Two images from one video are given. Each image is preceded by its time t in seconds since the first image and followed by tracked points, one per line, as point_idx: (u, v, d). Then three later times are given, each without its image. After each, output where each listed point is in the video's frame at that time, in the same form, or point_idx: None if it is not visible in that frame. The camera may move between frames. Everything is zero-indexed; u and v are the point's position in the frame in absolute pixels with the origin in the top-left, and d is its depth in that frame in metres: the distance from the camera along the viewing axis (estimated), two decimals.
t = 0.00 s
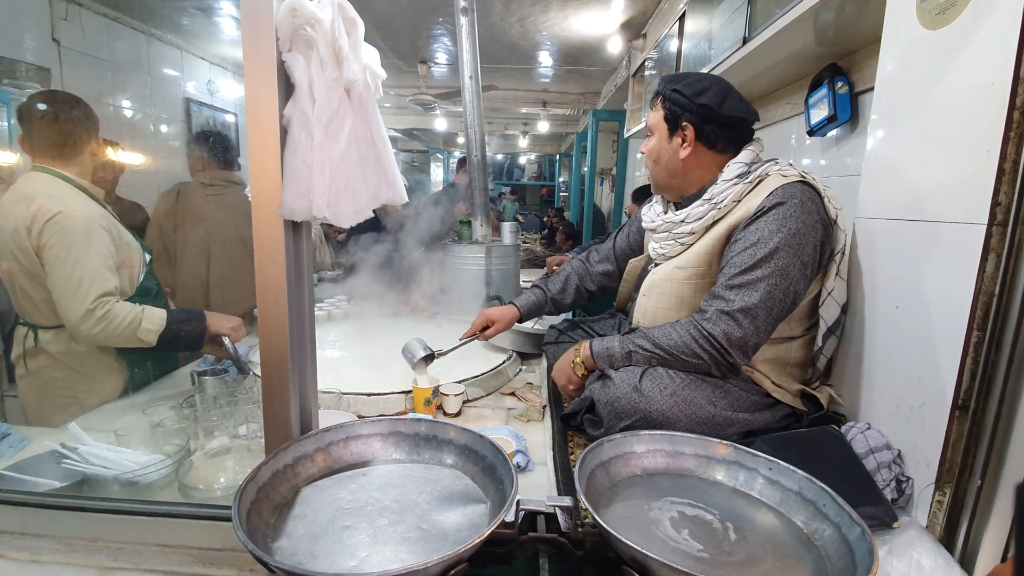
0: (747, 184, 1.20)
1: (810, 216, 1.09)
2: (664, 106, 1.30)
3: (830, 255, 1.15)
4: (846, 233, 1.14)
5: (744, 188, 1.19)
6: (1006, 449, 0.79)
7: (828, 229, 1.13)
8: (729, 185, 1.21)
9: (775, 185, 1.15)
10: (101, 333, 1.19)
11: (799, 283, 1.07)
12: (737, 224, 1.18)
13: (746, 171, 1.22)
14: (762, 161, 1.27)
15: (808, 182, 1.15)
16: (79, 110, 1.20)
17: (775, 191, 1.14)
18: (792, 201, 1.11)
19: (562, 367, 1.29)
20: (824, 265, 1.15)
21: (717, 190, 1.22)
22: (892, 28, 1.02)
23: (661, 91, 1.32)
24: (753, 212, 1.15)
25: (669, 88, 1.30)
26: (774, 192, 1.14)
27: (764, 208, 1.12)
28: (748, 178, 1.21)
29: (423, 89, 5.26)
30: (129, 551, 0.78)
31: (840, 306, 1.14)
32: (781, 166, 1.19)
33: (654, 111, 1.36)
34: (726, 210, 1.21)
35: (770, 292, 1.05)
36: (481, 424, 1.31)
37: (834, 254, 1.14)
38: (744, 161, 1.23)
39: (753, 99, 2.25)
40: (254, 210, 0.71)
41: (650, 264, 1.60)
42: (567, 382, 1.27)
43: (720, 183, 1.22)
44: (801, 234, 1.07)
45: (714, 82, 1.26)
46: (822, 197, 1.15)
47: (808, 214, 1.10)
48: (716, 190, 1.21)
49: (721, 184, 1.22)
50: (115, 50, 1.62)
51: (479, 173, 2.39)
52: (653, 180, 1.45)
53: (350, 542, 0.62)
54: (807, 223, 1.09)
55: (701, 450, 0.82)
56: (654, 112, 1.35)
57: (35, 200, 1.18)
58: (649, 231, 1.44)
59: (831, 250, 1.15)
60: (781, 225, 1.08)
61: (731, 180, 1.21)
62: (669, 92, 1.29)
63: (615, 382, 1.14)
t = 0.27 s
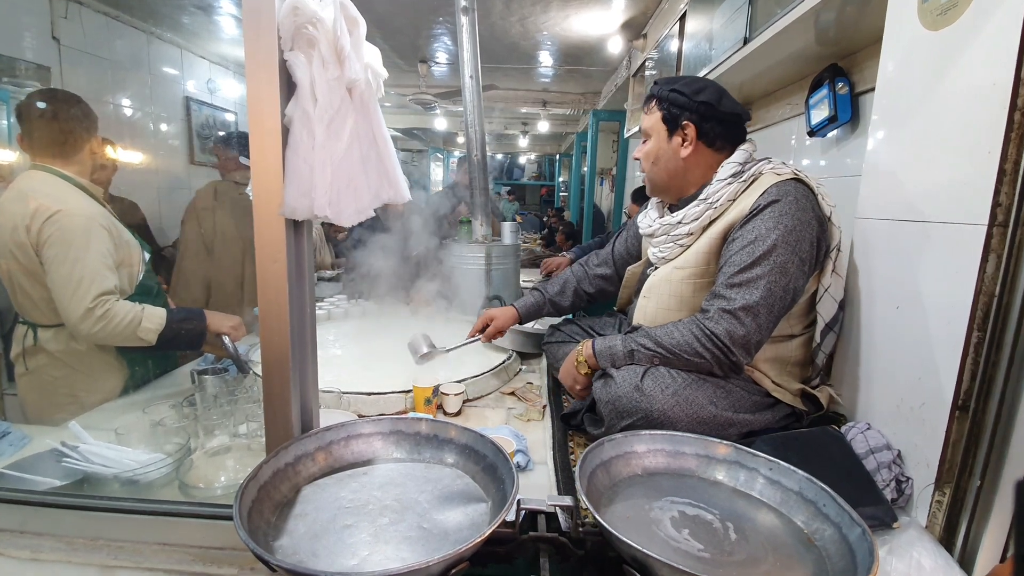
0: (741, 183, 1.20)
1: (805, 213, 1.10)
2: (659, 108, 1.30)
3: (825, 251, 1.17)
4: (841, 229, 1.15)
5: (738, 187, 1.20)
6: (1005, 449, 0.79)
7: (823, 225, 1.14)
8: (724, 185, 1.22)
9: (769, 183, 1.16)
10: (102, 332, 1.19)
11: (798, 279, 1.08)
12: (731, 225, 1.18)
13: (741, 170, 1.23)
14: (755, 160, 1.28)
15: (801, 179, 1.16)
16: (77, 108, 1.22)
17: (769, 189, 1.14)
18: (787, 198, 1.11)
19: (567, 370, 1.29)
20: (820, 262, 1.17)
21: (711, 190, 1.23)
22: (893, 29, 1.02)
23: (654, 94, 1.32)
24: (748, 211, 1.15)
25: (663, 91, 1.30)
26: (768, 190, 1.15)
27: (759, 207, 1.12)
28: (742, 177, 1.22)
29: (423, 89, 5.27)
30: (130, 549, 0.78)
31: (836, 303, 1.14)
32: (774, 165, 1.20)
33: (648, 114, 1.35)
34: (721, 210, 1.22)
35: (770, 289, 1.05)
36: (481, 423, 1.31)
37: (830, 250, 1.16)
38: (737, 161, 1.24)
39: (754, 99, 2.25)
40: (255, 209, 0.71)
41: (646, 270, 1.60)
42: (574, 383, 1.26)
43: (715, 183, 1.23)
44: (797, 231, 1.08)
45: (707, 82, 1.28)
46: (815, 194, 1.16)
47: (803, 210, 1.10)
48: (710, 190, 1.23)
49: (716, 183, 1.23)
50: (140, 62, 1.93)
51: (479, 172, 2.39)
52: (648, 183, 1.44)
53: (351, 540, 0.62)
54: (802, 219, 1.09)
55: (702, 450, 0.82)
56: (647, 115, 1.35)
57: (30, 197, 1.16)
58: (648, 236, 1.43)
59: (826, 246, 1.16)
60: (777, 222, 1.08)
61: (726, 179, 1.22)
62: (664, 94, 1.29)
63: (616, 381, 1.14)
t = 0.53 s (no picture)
0: (729, 183, 1.21)
1: (792, 209, 1.10)
2: (645, 116, 1.29)
3: (816, 247, 1.17)
4: (829, 223, 1.16)
5: (725, 187, 1.21)
6: (1006, 449, 0.79)
7: (811, 221, 1.14)
8: (711, 185, 1.22)
9: (755, 181, 1.16)
10: (101, 331, 1.19)
11: (789, 275, 1.07)
12: (720, 225, 1.18)
13: (728, 169, 1.24)
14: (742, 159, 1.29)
15: (788, 176, 1.16)
16: (77, 107, 1.21)
17: (756, 186, 1.14)
18: (773, 195, 1.11)
19: (568, 372, 1.29)
20: (811, 258, 1.17)
21: (699, 191, 1.24)
22: (895, 28, 1.02)
23: (636, 103, 1.31)
24: (736, 210, 1.15)
25: (646, 99, 1.29)
26: (755, 188, 1.15)
27: (746, 205, 1.12)
28: (729, 177, 1.22)
29: (423, 88, 5.27)
30: (129, 548, 0.77)
31: (830, 296, 1.17)
32: (760, 164, 1.20)
33: (631, 124, 1.34)
34: (710, 210, 1.23)
35: (762, 286, 1.05)
36: (481, 422, 1.31)
37: (820, 245, 1.17)
38: (724, 161, 1.25)
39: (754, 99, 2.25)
40: (255, 207, 0.71)
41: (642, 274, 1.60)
42: (576, 385, 1.26)
43: (703, 184, 1.23)
44: (785, 227, 1.07)
45: (686, 85, 1.28)
46: (802, 190, 1.16)
47: (790, 207, 1.10)
48: (698, 191, 1.23)
49: (703, 185, 1.23)
50: (140, 61, 1.95)
51: (479, 172, 2.39)
52: (639, 192, 1.43)
53: (351, 540, 0.62)
54: (790, 216, 1.09)
55: (702, 450, 0.82)
56: (630, 126, 1.34)
57: (29, 195, 1.15)
58: (638, 242, 1.43)
59: (816, 241, 1.17)
60: (765, 220, 1.08)
61: (713, 180, 1.23)
62: (647, 103, 1.28)
63: (615, 381, 1.14)
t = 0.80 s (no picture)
0: (715, 183, 1.21)
1: (779, 205, 1.10)
2: (628, 123, 1.29)
3: (804, 242, 1.17)
4: (816, 218, 1.16)
5: (713, 186, 1.21)
6: (1001, 451, 0.79)
7: (799, 216, 1.15)
8: (699, 185, 1.22)
9: (742, 180, 1.16)
10: (98, 330, 1.19)
11: (780, 271, 1.08)
12: (710, 224, 1.18)
13: (715, 169, 1.24)
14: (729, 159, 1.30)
15: (773, 173, 1.17)
16: (75, 106, 1.21)
17: (744, 184, 1.15)
18: (760, 192, 1.11)
19: (565, 373, 1.28)
20: (800, 253, 1.18)
21: (687, 191, 1.23)
22: (893, 28, 1.02)
23: (619, 110, 1.30)
24: (725, 208, 1.15)
25: (629, 106, 1.28)
26: (742, 186, 1.15)
27: (735, 203, 1.13)
28: (716, 176, 1.22)
29: (423, 87, 5.27)
30: (125, 548, 0.77)
31: (819, 292, 1.17)
32: (746, 163, 1.21)
33: (614, 131, 1.34)
34: (698, 210, 1.23)
35: (754, 283, 1.05)
36: (479, 422, 1.31)
37: (810, 240, 1.16)
38: (710, 161, 1.25)
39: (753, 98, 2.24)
40: (251, 208, 0.70)
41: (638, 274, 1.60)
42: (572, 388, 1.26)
43: (690, 184, 1.23)
44: (774, 224, 1.08)
45: (667, 89, 1.28)
46: (789, 186, 1.16)
47: (777, 203, 1.10)
48: (686, 192, 1.23)
49: (691, 185, 1.23)
50: (138, 59, 1.96)
51: (479, 171, 2.39)
52: (628, 197, 1.43)
53: (347, 540, 0.62)
54: (777, 212, 1.09)
55: (699, 450, 0.82)
56: (614, 133, 1.34)
57: (27, 195, 1.15)
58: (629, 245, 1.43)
59: (804, 236, 1.17)
60: (753, 217, 1.08)
61: (700, 180, 1.22)
62: (631, 109, 1.28)
63: (613, 381, 1.14)
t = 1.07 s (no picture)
0: (716, 183, 1.21)
1: (779, 206, 1.10)
2: (627, 124, 1.29)
3: (804, 242, 1.17)
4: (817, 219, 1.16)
5: (713, 187, 1.21)
6: (998, 451, 0.80)
7: (799, 216, 1.14)
8: (699, 185, 1.22)
9: (742, 180, 1.16)
10: (97, 329, 1.19)
11: (780, 272, 1.08)
12: (710, 224, 1.18)
13: (715, 169, 1.24)
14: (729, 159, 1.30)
15: (773, 173, 1.16)
16: (73, 105, 1.21)
17: (744, 185, 1.15)
18: (760, 193, 1.11)
19: (563, 372, 1.28)
20: (800, 254, 1.17)
21: (687, 192, 1.23)
22: (892, 27, 1.02)
23: (617, 111, 1.30)
24: (725, 208, 1.15)
25: (627, 107, 1.28)
26: (742, 187, 1.15)
27: (735, 204, 1.13)
28: (715, 177, 1.22)
29: (422, 86, 5.26)
30: (124, 547, 0.78)
31: (819, 292, 1.17)
32: (746, 163, 1.21)
33: (613, 132, 1.34)
34: (698, 211, 1.23)
35: (753, 284, 1.05)
36: (479, 422, 1.31)
37: (809, 241, 1.17)
38: (710, 160, 1.25)
39: (753, 97, 2.24)
40: (249, 208, 0.71)
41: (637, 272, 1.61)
42: (571, 385, 1.26)
43: (690, 184, 1.23)
44: (774, 224, 1.08)
45: (665, 90, 1.28)
46: (789, 186, 1.16)
47: (778, 204, 1.10)
48: (686, 192, 1.23)
49: (691, 185, 1.23)
50: (138, 58, 1.99)
51: (478, 171, 2.39)
52: (626, 197, 1.43)
53: (345, 539, 0.62)
54: (777, 212, 1.09)
55: (697, 449, 0.82)
56: (613, 134, 1.34)
57: (27, 194, 1.15)
58: (628, 245, 1.42)
59: (805, 237, 1.17)
60: (753, 218, 1.08)
61: (700, 180, 1.22)
62: (629, 110, 1.27)
63: (612, 381, 1.14)
